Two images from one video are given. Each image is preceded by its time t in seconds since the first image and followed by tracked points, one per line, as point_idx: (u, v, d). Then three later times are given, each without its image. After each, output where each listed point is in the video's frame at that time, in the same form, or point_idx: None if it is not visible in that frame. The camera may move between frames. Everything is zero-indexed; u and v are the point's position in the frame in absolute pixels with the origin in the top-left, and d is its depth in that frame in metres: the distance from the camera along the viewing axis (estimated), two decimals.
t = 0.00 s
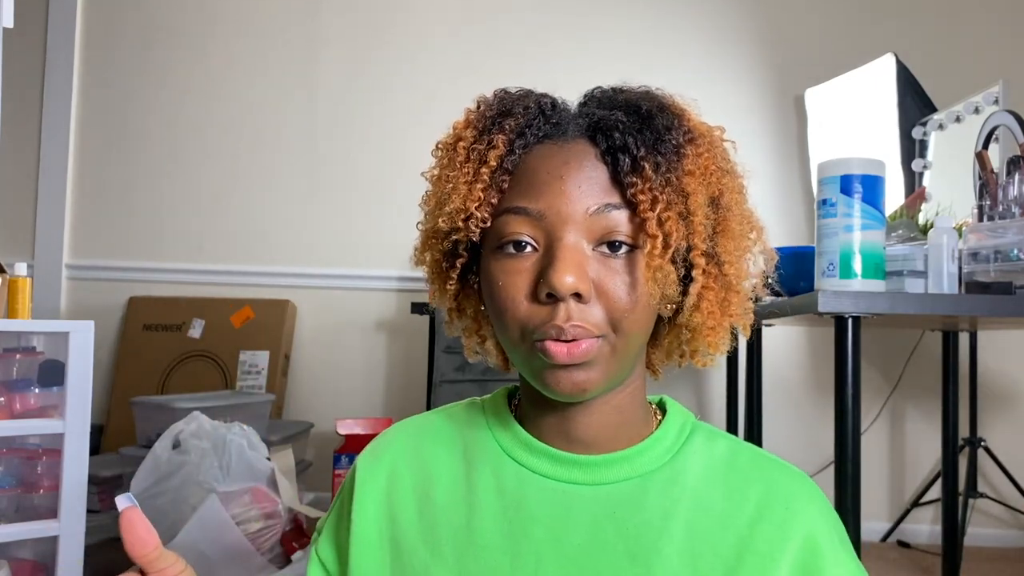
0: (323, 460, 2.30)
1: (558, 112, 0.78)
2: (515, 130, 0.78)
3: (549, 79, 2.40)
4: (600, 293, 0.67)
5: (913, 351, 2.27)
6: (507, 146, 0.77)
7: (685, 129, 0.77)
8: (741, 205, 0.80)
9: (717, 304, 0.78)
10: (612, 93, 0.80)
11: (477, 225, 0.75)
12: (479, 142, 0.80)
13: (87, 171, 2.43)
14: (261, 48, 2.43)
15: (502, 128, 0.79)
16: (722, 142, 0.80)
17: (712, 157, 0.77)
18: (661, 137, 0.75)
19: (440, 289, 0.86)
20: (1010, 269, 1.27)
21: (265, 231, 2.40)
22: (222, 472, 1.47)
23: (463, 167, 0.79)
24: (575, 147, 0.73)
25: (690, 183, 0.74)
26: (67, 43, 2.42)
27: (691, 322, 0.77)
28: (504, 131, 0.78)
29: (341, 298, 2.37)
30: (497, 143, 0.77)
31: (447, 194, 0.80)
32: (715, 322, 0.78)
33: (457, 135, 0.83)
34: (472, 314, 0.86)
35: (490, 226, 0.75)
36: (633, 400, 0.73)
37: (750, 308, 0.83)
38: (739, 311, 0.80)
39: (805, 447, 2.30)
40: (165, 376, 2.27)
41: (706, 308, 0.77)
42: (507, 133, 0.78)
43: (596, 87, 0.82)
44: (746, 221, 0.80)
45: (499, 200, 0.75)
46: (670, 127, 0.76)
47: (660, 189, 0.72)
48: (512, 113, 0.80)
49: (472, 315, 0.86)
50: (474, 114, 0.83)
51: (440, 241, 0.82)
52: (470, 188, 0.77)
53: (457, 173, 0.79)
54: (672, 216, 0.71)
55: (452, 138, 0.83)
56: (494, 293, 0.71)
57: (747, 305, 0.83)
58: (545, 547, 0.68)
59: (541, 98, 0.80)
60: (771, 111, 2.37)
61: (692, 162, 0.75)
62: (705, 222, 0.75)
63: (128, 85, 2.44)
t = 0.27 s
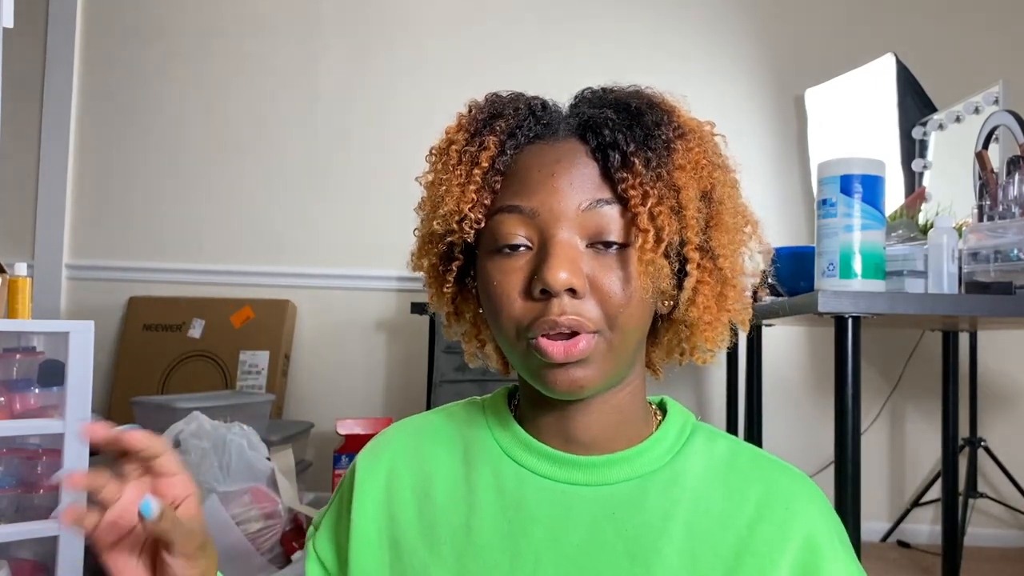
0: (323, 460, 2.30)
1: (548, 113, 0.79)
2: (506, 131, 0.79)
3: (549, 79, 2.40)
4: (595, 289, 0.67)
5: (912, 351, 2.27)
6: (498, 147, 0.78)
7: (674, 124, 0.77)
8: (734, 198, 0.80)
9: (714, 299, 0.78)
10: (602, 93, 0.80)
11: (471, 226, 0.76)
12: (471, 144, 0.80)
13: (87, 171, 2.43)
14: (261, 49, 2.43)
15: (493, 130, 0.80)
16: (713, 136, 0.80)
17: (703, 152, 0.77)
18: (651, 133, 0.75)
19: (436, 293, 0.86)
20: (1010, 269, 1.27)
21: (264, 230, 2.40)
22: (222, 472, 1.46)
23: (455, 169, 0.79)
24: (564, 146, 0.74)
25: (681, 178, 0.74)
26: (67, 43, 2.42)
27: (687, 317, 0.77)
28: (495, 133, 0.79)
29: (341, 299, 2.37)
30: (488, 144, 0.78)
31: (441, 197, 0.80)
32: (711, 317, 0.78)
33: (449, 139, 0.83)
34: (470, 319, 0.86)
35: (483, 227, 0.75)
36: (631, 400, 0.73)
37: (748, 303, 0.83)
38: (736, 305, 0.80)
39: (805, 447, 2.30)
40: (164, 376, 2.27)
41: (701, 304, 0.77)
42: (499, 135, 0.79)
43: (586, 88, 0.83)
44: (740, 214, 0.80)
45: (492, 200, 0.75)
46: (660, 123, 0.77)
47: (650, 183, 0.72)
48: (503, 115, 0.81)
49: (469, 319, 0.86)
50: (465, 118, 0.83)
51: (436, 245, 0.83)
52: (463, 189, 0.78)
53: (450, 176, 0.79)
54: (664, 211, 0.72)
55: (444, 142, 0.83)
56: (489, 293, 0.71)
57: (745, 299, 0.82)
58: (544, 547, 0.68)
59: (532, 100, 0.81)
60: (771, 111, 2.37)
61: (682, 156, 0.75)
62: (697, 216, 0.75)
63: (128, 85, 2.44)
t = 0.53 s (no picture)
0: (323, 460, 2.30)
1: (532, 116, 0.80)
2: (493, 136, 0.80)
3: (549, 79, 2.40)
4: (591, 279, 0.67)
5: (912, 351, 2.27)
6: (486, 152, 0.79)
7: (656, 114, 0.78)
8: (724, 179, 0.81)
9: (713, 283, 0.78)
10: (584, 92, 0.81)
11: (466, 230, 0.77)
12: (459, 152, 0.81)
13: (87, 171, 2.43)
14: (261, 49, 2.43)
15: (480, 136, 0.81)
16: (696, 122, 0.81)
17: (686, 137, 0.78)
18: (634, 123, 0.76)
19: (439, 302, 0.87)
20: (1010, 269, 1.27)
21: (264, 230, 2.40)
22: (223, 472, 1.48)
23: (446, 178, 0.80)
24: (550, 144, 0.74)
25: (667, 163, 0.75)
26: (67, 43, 2.42)
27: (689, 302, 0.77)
28: (481, 139, 0.80)
29: (341, 299, 2.37)
30: (476, 150, 0.79)
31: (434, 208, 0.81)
32: (714, 303, 0.78)
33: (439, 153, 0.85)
34: (477, 328, 0.87)
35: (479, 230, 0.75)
36: (635, 396, 0.73)
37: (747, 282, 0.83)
38: (736, 287, 0.81)
39: (805, 447, 2.30)
40: (165, 376, 2.27)
41: (701, 287, 0.77)
42: (486, 140, 0.80)
43: (569, 92, 0.84)
44: (731, 195, 0.81)
45: (484, 204, 0.76)
46: (642, 114, 0.78)
47: (637, 170, 0.72)
48: (488, 122, 0.82)
49: (477, 331, 0.88)
50: (451, 130, 0.84)
51: (435, 252, 0.84)
52: (455, 197, 0.78)
53: (442, 185, 0.80)
54: (653, 196, 0.72)
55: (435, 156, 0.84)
56: (488, 293, 0.71)
57: (746, 279, 0.83)
58: (547, 537, 0.68)
59: (515, 106, 0.82)
60: (771, 112, 2.37)
61: (667, 141, 0.76)
62: (688, 199, 0.75)
63: (128, 85, 2.44)
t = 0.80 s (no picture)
0: (323, 460, 2.30)
1: (559, 114, 0.80)
2: (518, 132, 0.80)
3: (549, 79, 2.40)
4: (601, 283, 0.67)
5: (912, 351, 2.27)
6: (508, 149, 0.79)
7: (683, 122, 0.78)
8: (744, 194, 0.80)
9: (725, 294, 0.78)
10: (610, 94, 0.82)
11: (483, 224, 0.77)
12: (483, 147, 0.81)
13: (87, 171, 2.43)
14: (261, 49, 2.43)
15: (504, 131, 0.81)
16: (722, 133, 0.81)
17: (708, 146, 0.78)
18: (659, 130, 0.76)
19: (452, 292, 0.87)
20: (1010, 269, 1.27)
21: (264, 230, 2.40)
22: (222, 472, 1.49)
23: (467, 172, 0.81)
24: (573, 144, 0.75)
25: (688, 173, 0.75)
26: (67, 43, 2.42)
27: (700, 313, 0.78)
28: (505, 135, 0.80)
29: (341, 299, 2.37)
30: (499, 145, 0.79)
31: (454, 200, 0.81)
32: (724, 316, 0.78)
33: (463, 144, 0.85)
34: (489, 321, 0.87)
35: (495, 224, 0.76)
36: (643, 399, 0.73)
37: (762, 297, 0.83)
38: (749, 302, 0.81)
39: (805, 447, 2.30)
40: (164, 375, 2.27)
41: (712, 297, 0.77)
42: (509, 136, 0.80)
43: (598, 94, 0.84)
44: (751, 211, 0.81)
45: (502, 200, 0.76)
46: (668, 121, 0.78)
47: (656, 178, 0.72)
48: (514, 118, 0.82)
49: (488, 322, 0.88)
50: (477, 123, 0.85)
51: (452, 244, 0.84)
52: (474, 191, 0.79)
53: (463, 178, 0.80)
54: (670, 204, 0.72)
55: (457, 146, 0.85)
56: (497, 289, 0.71)
57: (759, 294, 0.83)
58: (553, 536, 0.68)
59: (542, 104, 0.82)
60: (771, 111, 2.37)
61: (689, 151, 0.76)
62: (705, 211, 0.75)
63: (128, 84, 2.44)
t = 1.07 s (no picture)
0: (323, 460, 2.30)
1: (569, 116, 0.80)
2: (528, 133, 0.80)
3: (549, 79, 2.40)
4: (612, 288, 0.67)
5: (913, 351, 2.27)
6: (519, 149, 0.78)
7: (693, 127, 0.78)
8: (753, 201, 0.81)
9: (731, 300, 0.78)
10: (621, 96, 0.81)
11: (492, 226, 0.76)
12: (492, 146, 0.81)
13: (87, 172, 2.43)
14: (261, 49, 2.43)
15: (514, 132, 0.81)
16: (731, 139, 0.81)
17: (718, 152, 0.78)
18: (670, 136, 0.76)
19: (456, 291, 0.87)
20: (1009, 269, 1.27)
21: (264, 231, 2.40)
22: (222, 472, 1.47)
23: (476, 171, 0.80)
24: (584, 148, 0.74)
25: (699, 180, 0.75)
26: (67, 43, 2.42)
27: (706, 318, 0.78)
28: (514, 136, 0.80)
29: (341, 299, 2.37)
30: (509, 146, 0.79)
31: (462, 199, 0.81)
32: (730, 320, 0.78)
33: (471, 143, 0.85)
34: (490, 320, 0.86)
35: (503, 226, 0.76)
36: (645, 397, 0.73)
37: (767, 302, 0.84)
38: (756, 307, 0.81)
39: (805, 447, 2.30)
40: (165, 376, 2.28)
41: (719, 302, 0.77)
42: (520, 136, 0.80)
43: (608, 94, 0.84)
44: (759, 216, 0.81)
45: (511, 202, 0.76)
46: (679, 126, 0.78)
47: (667, 185, 0.73)
48: (524, 117, 0.82)
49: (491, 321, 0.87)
50: (486, 122, 0.84)
51: (458, 244, 0.84)
52: (483, 191, 0.78)
53: (471, 178, 0.80)
54: (681, 211, 0.72)
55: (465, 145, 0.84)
56: (506, 291, 0.71)
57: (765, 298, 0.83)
58: (562, 537, 0.68)
59: (553, 103, 0.82)
60: (771, 112, 2.37)
61: (700, 158, 0.76)
62: (715, 217, 0.76)
63: (128, 85, 2.44)
